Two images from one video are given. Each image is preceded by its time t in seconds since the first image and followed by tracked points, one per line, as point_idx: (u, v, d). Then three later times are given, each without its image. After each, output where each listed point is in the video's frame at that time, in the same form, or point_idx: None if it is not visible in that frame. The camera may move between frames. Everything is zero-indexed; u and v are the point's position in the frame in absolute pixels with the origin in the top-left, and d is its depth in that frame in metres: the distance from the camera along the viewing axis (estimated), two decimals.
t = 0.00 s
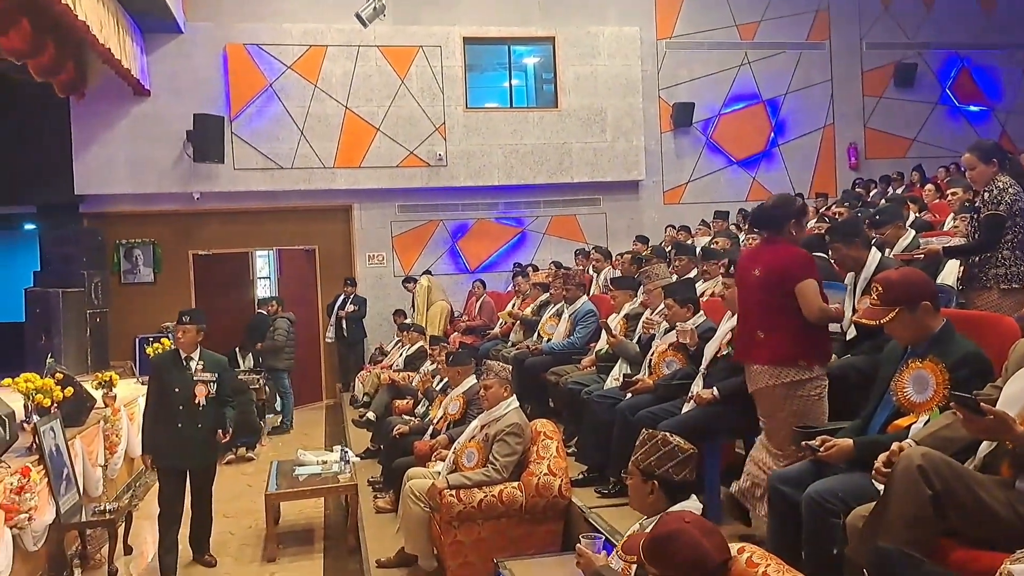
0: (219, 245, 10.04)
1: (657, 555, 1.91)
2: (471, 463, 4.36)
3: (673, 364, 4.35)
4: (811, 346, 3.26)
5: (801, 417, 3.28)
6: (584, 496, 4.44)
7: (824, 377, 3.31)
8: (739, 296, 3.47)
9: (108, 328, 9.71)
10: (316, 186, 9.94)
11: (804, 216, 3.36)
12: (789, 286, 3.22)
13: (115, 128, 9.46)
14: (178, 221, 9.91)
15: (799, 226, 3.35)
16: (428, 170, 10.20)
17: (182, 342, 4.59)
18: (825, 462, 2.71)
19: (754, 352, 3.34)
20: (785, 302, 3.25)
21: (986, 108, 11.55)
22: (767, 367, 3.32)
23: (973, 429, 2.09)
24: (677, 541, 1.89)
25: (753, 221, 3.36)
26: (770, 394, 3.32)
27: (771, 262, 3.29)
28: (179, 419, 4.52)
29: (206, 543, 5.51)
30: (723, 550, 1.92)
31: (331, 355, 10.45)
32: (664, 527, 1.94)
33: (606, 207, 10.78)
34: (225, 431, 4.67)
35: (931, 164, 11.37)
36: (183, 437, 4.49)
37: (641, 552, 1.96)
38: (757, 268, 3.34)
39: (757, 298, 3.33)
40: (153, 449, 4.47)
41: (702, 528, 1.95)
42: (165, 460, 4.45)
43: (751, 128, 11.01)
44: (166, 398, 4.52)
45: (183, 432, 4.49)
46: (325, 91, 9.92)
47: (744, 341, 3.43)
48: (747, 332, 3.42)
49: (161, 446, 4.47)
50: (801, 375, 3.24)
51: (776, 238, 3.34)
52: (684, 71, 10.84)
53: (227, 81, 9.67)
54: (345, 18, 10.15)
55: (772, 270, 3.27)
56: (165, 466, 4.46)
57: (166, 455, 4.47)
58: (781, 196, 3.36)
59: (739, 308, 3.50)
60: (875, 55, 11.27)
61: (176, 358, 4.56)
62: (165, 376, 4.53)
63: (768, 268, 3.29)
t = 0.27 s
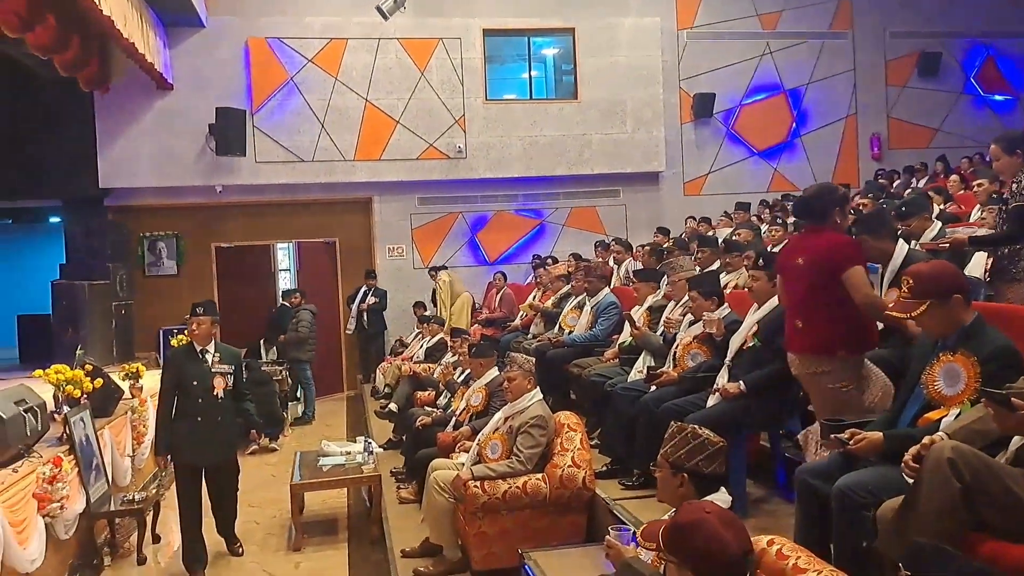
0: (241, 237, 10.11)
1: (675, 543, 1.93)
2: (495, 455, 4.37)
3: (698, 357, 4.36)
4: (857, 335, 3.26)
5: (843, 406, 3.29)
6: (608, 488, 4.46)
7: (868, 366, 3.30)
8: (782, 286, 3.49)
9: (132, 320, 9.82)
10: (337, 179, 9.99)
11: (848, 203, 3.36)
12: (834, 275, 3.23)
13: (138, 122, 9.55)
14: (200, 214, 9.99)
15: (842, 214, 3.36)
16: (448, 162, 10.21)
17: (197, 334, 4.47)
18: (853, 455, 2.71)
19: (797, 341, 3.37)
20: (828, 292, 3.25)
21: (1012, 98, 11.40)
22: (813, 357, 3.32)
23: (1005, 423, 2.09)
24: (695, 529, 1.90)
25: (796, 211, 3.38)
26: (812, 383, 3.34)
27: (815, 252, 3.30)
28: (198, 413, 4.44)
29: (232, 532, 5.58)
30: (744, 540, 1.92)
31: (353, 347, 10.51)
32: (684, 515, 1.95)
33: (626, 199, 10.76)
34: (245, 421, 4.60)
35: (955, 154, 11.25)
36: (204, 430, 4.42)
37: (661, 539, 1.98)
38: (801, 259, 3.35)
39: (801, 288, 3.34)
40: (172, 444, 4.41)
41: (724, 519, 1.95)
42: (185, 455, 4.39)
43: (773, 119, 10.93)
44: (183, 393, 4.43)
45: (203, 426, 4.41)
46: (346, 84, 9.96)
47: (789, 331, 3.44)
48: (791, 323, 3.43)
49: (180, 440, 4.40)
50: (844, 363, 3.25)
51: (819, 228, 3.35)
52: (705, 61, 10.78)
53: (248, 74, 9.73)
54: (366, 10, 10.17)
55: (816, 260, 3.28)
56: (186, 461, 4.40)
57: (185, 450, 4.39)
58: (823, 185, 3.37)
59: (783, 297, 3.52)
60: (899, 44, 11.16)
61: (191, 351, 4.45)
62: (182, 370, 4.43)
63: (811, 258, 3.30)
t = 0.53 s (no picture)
0: (271, 220, 10.18)
1: (711, 521, 1.89)
2: (527, 436, 4.37)
3: (731, 340, 4.33)
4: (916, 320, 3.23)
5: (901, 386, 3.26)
6: (640, 469, 4.46)
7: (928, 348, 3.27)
8: (841, 267, 3.47)
9: (164, 302, 9.95)
10: (365, 162, 10.01)
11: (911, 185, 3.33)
12: (896, 258, 3.21)
13: (168, 105, 9.63)
14: (230, 197, 10.07)
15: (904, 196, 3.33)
16: (476, 144, 10.20)
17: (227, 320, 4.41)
18: (895, 438, 2.69)
19: (854, 321, 3.36)
20: (890, 272, 3.23)
21: None
22: (869, 339, 3.31)
23: None
24: (732, 509, 1.87)
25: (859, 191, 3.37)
26: (870, 363, 3.33)
27: (877, 232, 3.28)
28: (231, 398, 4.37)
29: (266, 511, 5.66)
30: (782, 521, 1.88)
31: (381, 330, 10.57)
32: (720, 494, 1.92)
33: (654, 180, 10.68)
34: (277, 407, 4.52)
35: (991, 134, 11.04)
36: (239, 416, 4.34)
37: (696, 518, 1.95)
38: (861, 239, 3.34)
39: (861, 269, 3.33)
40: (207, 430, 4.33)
41: (761, 499, 1.91)
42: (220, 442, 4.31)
43: (804, 99, 10.79)
44: (216, 379, 4.37)
45: (236, 411, 4.34)
46: (373, 66, 9.96)
47: (845, 312, 3.43)
48: (847, 303, 3.42)
49: (215, 426, 4.33)
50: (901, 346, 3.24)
51: (881, 210, 3.33)
52: (735, 41, 10.65)
53: (277, 57, 9.75)
54: None
55: (878, 240, 3.26)
56: (222, 446, 4.33)
57: (220, 436, 4.33)
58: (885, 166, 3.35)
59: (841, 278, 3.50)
60: (934, 21, 10.94)
61: (222, 336, 4.40)
62: (214, 355, 4.37)
63: (873, 238, 3.28)
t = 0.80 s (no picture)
0: (292, 195, 10.21)
1: (735, 492, 1.86)
2: (550, 414, 4.38)
3: (758, 320, 4.35)
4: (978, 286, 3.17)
5: (954, 352, 3.20)
6: (664, 448, 4.46)
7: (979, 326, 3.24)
8: (899, 230, 3.37)
9: (188, 277, 10.03)
10: (386, 137, 10.00)
11: (977, 149, 3.21)
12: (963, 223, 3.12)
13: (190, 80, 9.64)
14: (252, 172, 10.09)
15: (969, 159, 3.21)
16: (497, 121, 10.15)
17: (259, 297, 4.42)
18: (926, 419, 2.66)
19: (912, 285, 3.26)
20: (957, 238, 3.14)
21: None
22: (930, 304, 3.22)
23: None
24: (758, 482, 1.83)
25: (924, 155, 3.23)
26: (926, 328, 3.23)
27: (945, 197, 3.17)
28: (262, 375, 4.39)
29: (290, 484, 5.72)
30: (810, 499, 1.82)
31: (402, 306, 10.61)
32: (748, 468, 1.88)
33: (677, 158, 10.60)
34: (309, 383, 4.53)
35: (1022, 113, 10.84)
36: (268, 393, 4.36)
37: (724, 488, 1.91)
38: (927, 202, 3.23)
39: (923, 233, 3.23)
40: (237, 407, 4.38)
41: (790, 475, 1.86)
42: (250, 420, 4.35)
43: (831, 76, 10.64)
44: (247, 355, 4.40)
45: (267, 389, 4.36)
46: (395, 41, 9.92)
47: (901, 275, 3.34)
48: (905, 266, 3.32)
49: (245, 404, 4.38)
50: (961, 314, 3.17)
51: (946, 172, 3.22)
52: (761, 17, 10.50)
53: (298, 31, 9.72)
54: None
55: (947, 204, 3.16)
56: (252, 426, 4.38)
57: (251, 415, 4.37)
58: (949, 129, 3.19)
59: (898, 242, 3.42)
60: None
61: (253, 313, 4.42)
62: (246, 332, 4.41)
63: (941, 202, 3.17)
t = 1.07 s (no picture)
0: (307, 178, 10.22)
1: (752, 477, 1.74)
2: (566, 397, 4.38)
3: (777, 305, 4.34)
4: None
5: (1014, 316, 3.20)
6: (681, 431, 4.46)
7: None
8: (942, 199, 3.40)
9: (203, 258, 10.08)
10: (401, 119, 9.99)
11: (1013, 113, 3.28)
12: (1014, 184, 3.19)
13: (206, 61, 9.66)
14: (267, 154, 10.11)
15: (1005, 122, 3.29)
16: (512, 103, 10.11)
17: (292, 278, 4.44)
18: (949, 404, 2.65)
19: (968, 250, 3.29)
20: (1009, 199, 3.21)
21: None
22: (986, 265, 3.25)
23: None
24: (775, 466, 1.72)
25: (966, 122, 3.28)
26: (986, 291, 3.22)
27: (992, 160, 3.23)
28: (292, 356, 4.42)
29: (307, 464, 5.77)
30: (828, 483, 1.72)
31: (415, 289, 10.63)
32: (764, 452, 1.76)
33: (693, 141, 10.55)
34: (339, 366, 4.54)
35: None
36: (298, 373, 4.39)
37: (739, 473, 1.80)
38: (973, 167, 3.28)
39: (975, 198, 3.27)
40: (266, 388, 4.41)
41: (807, 457, 1.74)
42: (279, 403, 4.39)
43: (849, 59, 10.53)
44: (278, 334, 4.42)
45: (296, 370, 4.39)
46: (410, 23, 9.88)
47: (950, 243, 3.36)
48: (954, 234, 3.35)
49: (274, 385, 4.41)
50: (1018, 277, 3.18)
51: (988, 136, 3.28)
52: None
53: (313, 12, 9.70)
54: None
55: (996, 167, 3.22)
56: (280, 409, 4.42)
57: (280, 398, 4.40)
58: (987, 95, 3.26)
59: (939, 213, 3.44)
60: None
61: (285, 293, 4.43)
62: (276, 312, 4.41)
63: (990, 166, 3.23)
